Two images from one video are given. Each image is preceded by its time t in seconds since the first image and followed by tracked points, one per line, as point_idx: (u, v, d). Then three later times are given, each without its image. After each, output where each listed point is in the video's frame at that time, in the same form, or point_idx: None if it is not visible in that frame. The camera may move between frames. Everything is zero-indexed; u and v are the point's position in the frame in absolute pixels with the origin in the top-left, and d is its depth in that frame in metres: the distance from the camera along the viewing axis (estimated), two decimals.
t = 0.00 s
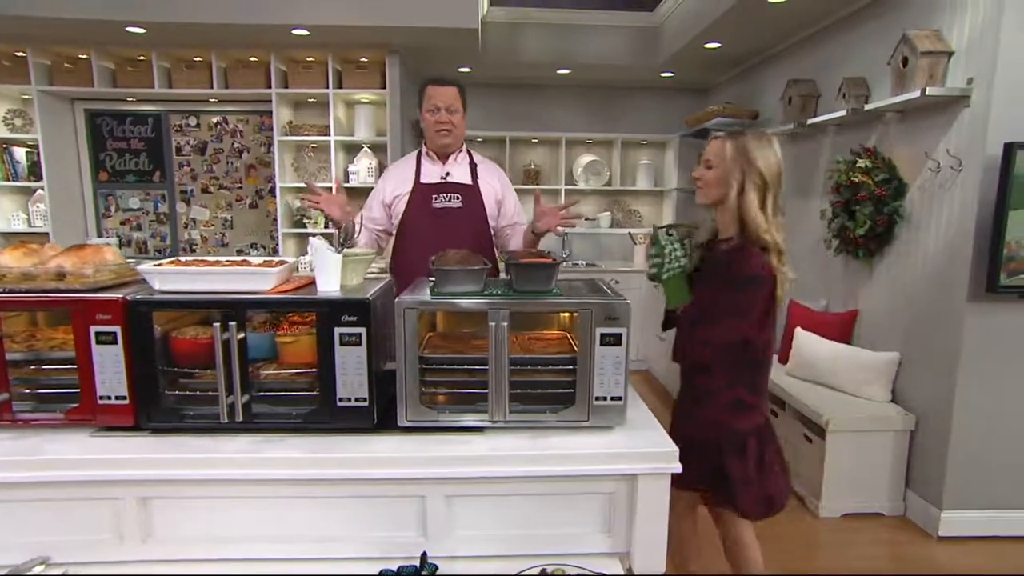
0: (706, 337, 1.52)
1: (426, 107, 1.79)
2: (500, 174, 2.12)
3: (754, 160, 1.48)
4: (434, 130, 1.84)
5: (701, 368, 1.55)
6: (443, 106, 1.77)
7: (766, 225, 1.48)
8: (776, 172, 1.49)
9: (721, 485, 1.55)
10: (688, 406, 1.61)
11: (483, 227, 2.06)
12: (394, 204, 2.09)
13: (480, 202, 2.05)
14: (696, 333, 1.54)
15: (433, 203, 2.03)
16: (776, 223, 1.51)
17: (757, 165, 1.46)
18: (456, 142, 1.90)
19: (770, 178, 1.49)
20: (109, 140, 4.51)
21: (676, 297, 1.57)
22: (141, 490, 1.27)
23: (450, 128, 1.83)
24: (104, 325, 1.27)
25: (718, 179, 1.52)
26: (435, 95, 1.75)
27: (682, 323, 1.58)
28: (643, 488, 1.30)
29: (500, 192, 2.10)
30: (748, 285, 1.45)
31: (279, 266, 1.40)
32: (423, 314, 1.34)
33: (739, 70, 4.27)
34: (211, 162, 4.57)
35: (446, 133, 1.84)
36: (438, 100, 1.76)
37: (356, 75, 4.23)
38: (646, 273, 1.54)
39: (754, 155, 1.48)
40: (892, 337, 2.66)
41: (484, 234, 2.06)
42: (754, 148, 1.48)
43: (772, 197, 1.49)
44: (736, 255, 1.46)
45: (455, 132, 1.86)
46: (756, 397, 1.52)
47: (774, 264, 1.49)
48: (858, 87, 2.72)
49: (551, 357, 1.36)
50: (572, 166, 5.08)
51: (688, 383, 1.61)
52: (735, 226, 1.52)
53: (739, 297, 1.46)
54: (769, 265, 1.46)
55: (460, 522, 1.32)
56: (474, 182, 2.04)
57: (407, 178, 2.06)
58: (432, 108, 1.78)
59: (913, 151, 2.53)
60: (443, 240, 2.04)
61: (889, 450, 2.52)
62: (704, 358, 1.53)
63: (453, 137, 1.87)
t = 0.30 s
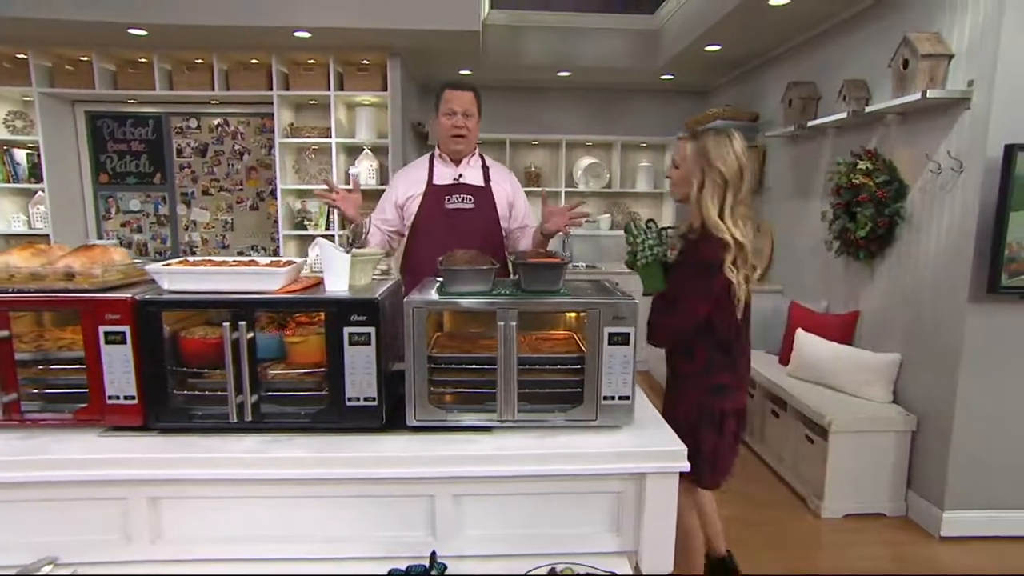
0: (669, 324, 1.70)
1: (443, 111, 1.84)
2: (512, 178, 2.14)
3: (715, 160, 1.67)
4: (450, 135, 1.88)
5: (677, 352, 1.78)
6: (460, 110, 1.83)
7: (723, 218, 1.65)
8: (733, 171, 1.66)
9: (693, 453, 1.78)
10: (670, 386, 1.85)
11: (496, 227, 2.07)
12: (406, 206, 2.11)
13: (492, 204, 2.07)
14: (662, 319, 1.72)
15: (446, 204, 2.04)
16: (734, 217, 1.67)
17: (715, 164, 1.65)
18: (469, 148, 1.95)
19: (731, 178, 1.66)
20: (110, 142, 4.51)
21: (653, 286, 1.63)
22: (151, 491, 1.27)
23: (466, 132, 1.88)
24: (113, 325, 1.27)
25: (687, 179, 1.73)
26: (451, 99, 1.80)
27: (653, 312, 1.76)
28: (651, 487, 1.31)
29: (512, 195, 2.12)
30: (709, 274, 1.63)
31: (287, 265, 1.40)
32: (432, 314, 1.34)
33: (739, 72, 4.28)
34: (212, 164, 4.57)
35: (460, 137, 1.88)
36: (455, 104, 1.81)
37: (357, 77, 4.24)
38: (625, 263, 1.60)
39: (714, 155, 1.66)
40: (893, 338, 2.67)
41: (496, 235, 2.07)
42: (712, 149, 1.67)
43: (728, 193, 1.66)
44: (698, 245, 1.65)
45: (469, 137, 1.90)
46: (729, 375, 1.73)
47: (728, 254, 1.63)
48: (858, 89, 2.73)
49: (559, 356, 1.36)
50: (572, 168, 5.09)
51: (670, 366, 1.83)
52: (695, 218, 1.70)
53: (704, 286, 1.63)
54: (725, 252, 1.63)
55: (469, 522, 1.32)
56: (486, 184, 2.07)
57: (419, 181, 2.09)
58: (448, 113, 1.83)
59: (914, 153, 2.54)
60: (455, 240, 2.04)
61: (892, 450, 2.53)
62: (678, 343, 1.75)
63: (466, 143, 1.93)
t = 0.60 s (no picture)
0: (666, 319, 1.72)
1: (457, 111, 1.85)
2: (526, 180, 2.15)
3: (696, 164, 1.71)
4: (465, 135, 1.89)
5: (670, 344, 1.78)
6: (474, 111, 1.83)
7: (713, 216, 1.68)
8: (716, 174, 1.70)
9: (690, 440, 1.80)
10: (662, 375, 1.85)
11: (509, 229, 2.08)
12: (420, 206, 2.12)
13: (505, 205, 2.08)
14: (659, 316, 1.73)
15: (460, 204, 2.06)
16: (722, 216, 1.71)
17: (698, 168, 1.69)
18: (484, 148, 1.95)
19: (713, 179, 1.70)
20: (117, 143, 4.53)
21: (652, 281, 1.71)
22: (170, 488, 1.28)
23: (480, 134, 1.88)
24: (132, 323, 1.28)
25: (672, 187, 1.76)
26: (466, 100, 1.81)
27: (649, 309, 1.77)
28: (666, 485, 1.31)
29: (525, 197, 2.14)
30: (702, 269, 1.65)
31: (302, 264, 1.40)
32: (448, 312, 1.35)
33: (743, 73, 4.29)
34: (218, 165, 4.58)
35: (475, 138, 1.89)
36: (470, 106, 1.82)
37: (363, 78, 4.25)
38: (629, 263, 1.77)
39: (695, 160, 1.70)
40: (900, 338, 2.68)
41: (509, 236, 2.09)
42: (693, 155, 1.71)
43: (713, 194, 1.70)
44: (690, 244, 1.67)
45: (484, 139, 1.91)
46: (722, 363, 1.75)
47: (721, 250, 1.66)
48: (863, 90, 2.74)
49: (574, 355, 1.37)
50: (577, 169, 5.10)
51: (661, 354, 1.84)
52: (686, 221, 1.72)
53: (698, 281, 1.66)
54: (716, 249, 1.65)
55: (485, 519, 1.33)
56: (500, 186, 2.08)
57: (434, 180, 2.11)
58: (463, 113, 1.84)
59: (920, 153, 2.55)
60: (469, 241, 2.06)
61: (899, 450, 2.53)
62: (671, 337, 1.76)
63: (481, 143, 1.93)
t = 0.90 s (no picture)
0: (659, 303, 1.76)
1: (466, 112, 1.85)
2: (534, 180, 2.17)
3: (684, 174, 1.85)
4: (474, 136, 1.89)
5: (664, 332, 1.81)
6: (483, 111, 1.83)
7: (703, 219, 1.78)
8: (702, 176, 1.84)
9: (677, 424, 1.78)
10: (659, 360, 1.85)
11: (517, 230, 2.11)
12: (427, 205, 2.12)
13: (513, 206, 2.10)
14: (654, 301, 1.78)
15: (468, 205, 2.07)
16: (710, 215, 1.80)
17: (686, 176, 1.84)
18: (492, 150, 1.95)
19: (701, 185, 1.83)
20: (121, 143, 4.53)
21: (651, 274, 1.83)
22: (190, 488, 1.28)
23: (489, 134, 1.88)
24: (152, 323, 1.28)
25: (668, 196, 1.91)
26: (475, 101, 1.80)
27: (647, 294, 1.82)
28: (684, 485, 1.31)
29: (533, 198, 2.16)
30: (694, 258, 1.71)
31: (321, 265, 1.40)
32: (468, 312, 1.35)
33: (749, 74, 4.29)
34: (222, 165, 4.58)
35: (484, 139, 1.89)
36: (479, 107, 1.82)
37: (370, 78, 4.24)
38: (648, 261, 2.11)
39: (682, 170, 1.86)
40: (910, 339, 2.68)
41: (517, 236, 2.11)
42: (680, 165, 1.86)
43: (699, 198, 1.82)
44: (683, 242, 1.75)
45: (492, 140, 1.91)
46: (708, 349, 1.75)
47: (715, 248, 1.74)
48: (873, 90, 2.75)
49: (591, 355, 1.37)
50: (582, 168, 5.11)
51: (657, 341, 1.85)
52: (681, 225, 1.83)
53: (689, 270, 1.70)
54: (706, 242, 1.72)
55: (502, 519, 1.33)
56: (508, 187, 2.10)
57: (442, 180, 2.10)
58: (473, 114, 1.83)
59: (930, 154, 2.55)
60: (477, 241, 2.07)
61: (910, 451, 2.54)
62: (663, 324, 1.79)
63: (489, 146, 1.93)
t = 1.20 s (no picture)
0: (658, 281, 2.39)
1: (468, 113, 1.79)
2: (539, 179, 2.12)
3: (657, 172, 2.62)
4: (474, 136, 1.84)
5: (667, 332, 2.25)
6: (486, 112, 1.78)
7: (680, 208, 2.55)
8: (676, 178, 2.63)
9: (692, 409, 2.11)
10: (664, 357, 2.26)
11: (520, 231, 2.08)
12: (431, 206, 2.10)
13: (516, 206, 2.07)
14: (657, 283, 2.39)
15: (471, 206, 2.05)
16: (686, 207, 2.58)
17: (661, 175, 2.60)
18: (495, 149, 1.91)
19: (671, 178, 2.61)
20: (120, 142, 4.50)
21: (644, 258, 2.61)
22: (205, 491, 1.27)
23: (491, 134, 1.84)
24: (167, 325, 1.27)
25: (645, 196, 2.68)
26: (478, 102, 1.74)
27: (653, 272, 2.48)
28: (703, 487, 1.30)
29: (538, 197, 2.12)
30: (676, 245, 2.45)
31: (337, 267, 1.39)
32: (487, 313, 1.34)
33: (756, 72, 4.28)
34: (223, 164, 4.57)
35: (485, 138, 1.85)
36: (481, 107, 1.77)
37: (374, 77, 4.22)
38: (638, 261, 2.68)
39: (656, 169, 2.63)
40: (925, 341, 2.66)
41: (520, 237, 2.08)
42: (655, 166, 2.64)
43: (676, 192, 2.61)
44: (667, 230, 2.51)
45: (494, 140, 1.87)
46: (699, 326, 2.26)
47: (691, 226, 2.49)
48: (886, 88, 2.73)
49: (609, 357, 1.36)
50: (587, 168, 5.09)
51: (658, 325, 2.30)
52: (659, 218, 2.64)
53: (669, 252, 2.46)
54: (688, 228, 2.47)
55: (520, 523, 1.32)
56: (511, 187, 2.07)
57: (445, 179, 2.08)
58: (475, 116, 1.79)
59: (946, 154, 2.54)
60: (479, 243, 2.05)
61: (925, 455, 2.52)
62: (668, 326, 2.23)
63: (493, 144, 1.89)
